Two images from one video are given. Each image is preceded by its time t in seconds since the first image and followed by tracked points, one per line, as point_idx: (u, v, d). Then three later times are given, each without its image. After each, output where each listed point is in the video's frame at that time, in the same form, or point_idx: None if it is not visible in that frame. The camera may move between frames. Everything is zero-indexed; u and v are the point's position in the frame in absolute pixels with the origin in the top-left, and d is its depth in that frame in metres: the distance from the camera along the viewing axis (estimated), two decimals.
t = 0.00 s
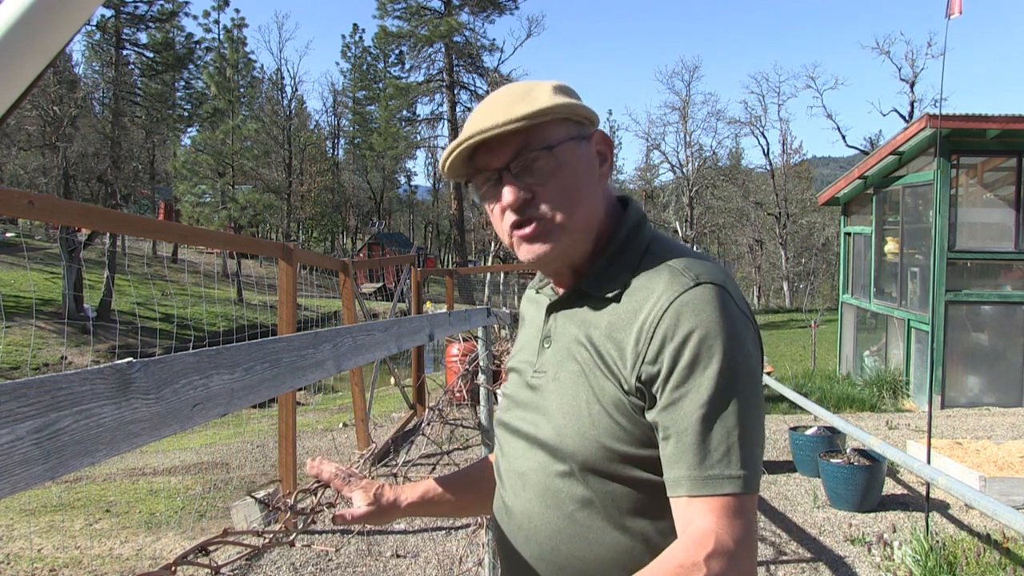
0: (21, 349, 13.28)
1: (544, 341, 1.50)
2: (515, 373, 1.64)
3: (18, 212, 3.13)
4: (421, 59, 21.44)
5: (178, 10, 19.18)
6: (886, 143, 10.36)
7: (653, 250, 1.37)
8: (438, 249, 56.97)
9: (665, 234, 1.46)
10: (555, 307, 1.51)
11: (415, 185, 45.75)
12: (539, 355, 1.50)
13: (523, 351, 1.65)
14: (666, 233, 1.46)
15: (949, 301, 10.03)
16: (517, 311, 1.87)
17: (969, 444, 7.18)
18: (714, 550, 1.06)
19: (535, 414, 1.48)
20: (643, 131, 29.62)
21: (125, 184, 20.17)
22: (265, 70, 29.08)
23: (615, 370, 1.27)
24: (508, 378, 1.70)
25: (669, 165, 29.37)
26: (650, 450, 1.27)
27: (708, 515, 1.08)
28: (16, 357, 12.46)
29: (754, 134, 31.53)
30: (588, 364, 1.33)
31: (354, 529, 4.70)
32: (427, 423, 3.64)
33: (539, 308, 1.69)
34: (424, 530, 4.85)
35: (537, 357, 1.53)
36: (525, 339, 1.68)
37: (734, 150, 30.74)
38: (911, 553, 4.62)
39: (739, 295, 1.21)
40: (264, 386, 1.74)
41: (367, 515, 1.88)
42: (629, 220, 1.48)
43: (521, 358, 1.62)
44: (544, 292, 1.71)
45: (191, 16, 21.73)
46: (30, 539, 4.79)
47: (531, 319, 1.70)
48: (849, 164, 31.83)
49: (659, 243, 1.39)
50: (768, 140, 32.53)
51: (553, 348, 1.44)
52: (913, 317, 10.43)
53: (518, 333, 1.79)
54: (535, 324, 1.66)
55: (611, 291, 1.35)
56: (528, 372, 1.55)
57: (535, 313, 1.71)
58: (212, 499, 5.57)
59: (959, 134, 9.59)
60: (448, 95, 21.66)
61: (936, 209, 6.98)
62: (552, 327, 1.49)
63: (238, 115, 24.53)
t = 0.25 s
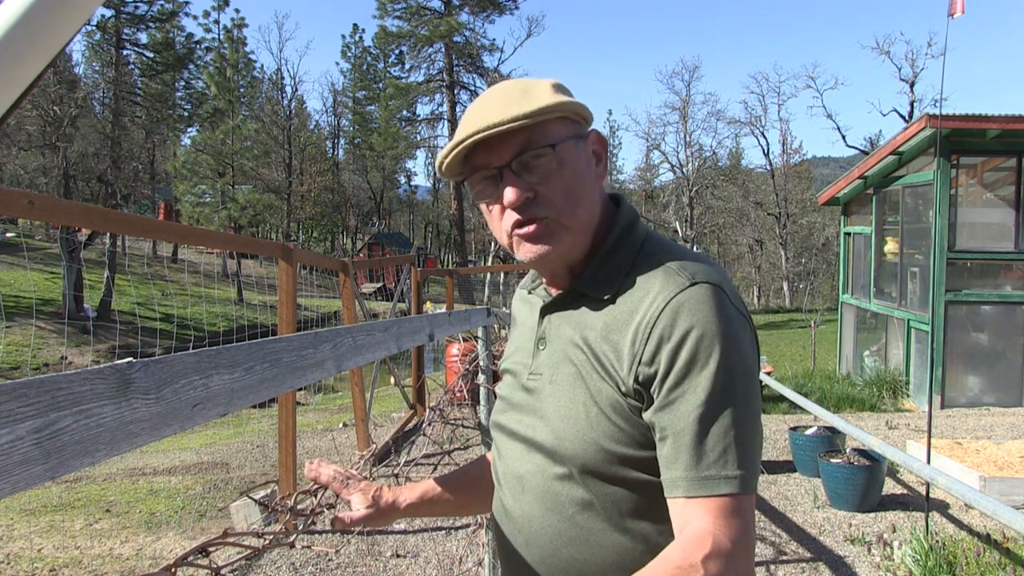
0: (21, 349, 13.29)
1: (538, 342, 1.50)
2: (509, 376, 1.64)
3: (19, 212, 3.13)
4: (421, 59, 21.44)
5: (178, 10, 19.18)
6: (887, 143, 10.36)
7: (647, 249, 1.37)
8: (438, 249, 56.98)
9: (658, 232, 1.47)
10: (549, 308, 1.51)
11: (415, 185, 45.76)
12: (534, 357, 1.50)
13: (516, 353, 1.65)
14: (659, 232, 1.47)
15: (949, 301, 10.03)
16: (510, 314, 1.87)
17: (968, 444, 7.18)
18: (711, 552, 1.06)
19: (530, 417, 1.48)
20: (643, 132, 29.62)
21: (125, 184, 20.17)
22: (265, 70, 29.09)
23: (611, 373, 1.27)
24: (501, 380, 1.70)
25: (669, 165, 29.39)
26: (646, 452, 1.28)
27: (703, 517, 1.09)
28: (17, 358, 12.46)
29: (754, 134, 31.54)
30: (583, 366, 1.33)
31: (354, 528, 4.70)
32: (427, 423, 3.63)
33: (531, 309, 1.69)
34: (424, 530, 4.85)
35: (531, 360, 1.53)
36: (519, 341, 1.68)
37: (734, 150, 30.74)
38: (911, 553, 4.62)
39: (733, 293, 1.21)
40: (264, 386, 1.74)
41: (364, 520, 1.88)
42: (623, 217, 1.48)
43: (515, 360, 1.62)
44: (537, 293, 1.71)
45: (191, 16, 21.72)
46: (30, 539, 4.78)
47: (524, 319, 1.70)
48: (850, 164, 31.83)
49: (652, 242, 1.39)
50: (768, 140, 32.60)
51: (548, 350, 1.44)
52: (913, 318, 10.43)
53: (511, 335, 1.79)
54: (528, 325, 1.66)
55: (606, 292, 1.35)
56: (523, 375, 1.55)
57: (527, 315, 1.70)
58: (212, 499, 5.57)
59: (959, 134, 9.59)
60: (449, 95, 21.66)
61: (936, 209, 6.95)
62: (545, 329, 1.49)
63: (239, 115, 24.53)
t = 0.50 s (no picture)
0: (21, 349, 13.29)
1: (536, 344, 1.50)
2: (508, 377, 1.64)
3: (18, 212, 3.13)
4: (421, 59, 21.43)
5: (178, 10, 19.17)
6: (886, 143, 10.36)
7: (643, 249, 1.37)
8: (438, 249, 56.99)
9: (655, 231, 1.47)
10: (547, 309, 1.51)
11: (415, 185, 45.78)
12: (533, 359, 1.50)
13: (514, 354, 1.65)
14: (656, 231, 1.47)
15: (949, 301, 10.03)
16: (508, 315, 1.87)
17: (968, 444, 7.18)
18: (710, 553, 1.07)
19: (529, 418, 1.49)
20: (643, 132, 29.59)
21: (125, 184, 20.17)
22: (265, 70, 29.09)
23: (608, 374, 1.28)
24: (501, 382, 1.70)
25: (669, 165, 29.39)
26: (646, 452, 1.28)
27: (703, 518, 1.09)
28: (17, 358, 12.46)
29: (754, 134, 31.56)
30: (582, 368, 1.33)
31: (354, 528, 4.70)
32: (427, 423, 3.63)
33: (529, 311, 1.69)
34: (424, 530, 4.85)
35: (530, 362, 1.53)
36: (517, 342, 1.68)
37: (734, 150, 30.74)
38: (911, 553, 4.62)
39: (730, 293, 1.22)
40: (264, 386, 1.74)
41: (367, 520, 1.88)
42: (619, 216, 1.48)
43: (514, 362, 1.62)
44: (536, 294, 1.70)
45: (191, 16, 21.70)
46: (31, 539, 4.79)
47: (523, 320, 1.70)
48: (850, 164, 31.82)
49: (648, 242, 1.39)
50: (768, 140, 32.60)
51: (547, 352, 1.45)
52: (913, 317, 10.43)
53: (509, 335, 1.80)
54: (526, 326, 1.66)
55: (603, 293, 1.35)
56: (522, 377, 1.55)
57: (525, 316, 1.70)
58: (212, 499, 5.57)
59: (959, 134, 9.59)
60: (449, 95, 21.65)
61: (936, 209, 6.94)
62: (543, 330, 1.49)
63: (239, 115, 24.52)
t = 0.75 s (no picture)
0: (21, 349, 13.29)
1: (540, 343, 1.50)
2: (512, 376, 1.64)
3: (18, 212, 3.13)
4: (421, 59, 21.43)
5: (178, 10, 19.16)
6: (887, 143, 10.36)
7: (648, 248, 1.36)
8: (438, 249, 57.00)
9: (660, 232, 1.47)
10: (550, 309, 1.51)
11: (415, 185, 45.79)
12: (536, 357, 1.50)
13: (518, 353, 1.65)
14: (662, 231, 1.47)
15: (949, 301, 10.02)
16: (511, 315, 1.87)
17: (969, 444, 7.18)
18: (711, 552, 1.06)
19: (532, 416, 1.49)
20: (643, 132, 29.57)
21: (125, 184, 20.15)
22: (265, 70, 29.09)
23: (612, 373, 1.27)
24: (504, 381, 1.69)
25: (669, 165, 29.40)
26: (648, 452, 1.28)
27: (705, 517, 1.09)
28: (16, 358, 12.46)
29: (754, 134, 31.57)
30: (585, 367, 1.33)
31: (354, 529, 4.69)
32: (427, 423, 3.63)
33: (534, 311, 1.69)
34: (424, 530, 4.85)
35: (533, 360, 1.53)
36: (522, 341, 1.68)
37: (734, 150, 30.73)
38: (911, 554, 4.62)
39: (734, 293, 1.21)
40: (264, 386, 1.74)
41: (369, 520, 1.87)
42: (625, 216, 1.48)
43: (518, 361, 1.62)
44: (540, 293, 1.70)
45: (191, 16, 21.69)
46: (31, 539, 4.78)
47: (527, 320, 1.70)
48: (850, 164, 31.82)
49: (653, 241, 1.39)
50: (768, 140, 32.60)
51: (550, 350, 1.45)
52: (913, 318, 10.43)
53: (513, 334, 1.79)
54: (530, 325, 1.66)
55: (607, 293, 1.35)
56: (525, 376, 1.55)
57: (529, 315, 1.70)
58: (212, 500, 5.57)
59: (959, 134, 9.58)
60: (449, 95, 21.66)
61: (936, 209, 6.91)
62: (547, 329, 1.49)
63: (239, 115, 24.52)
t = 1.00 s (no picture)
0: (21, 349, 13.29)
1: (547, 341, 1.50)
2: (518, 374, 1.64)
3: (18, 212, 3.13)
4: (421, 59, 21.45)
5: (178, 10, 19.16)
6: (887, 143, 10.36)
7: (657, 250, 1.37)
8: (438, 249, 57.01)
9: (670, 233, 1.46)
10: (558, 307, 1.51)
11: (415, 185, 45.80)
12: (544, 356, 1.50)
13: (525, 351, 1.65)
14: (671, 233, 1.46)
15: (949, 301, 10.02)
16: (518, 313, 1.87)
17: (969, 444, 7.18)
18: (717, 549, 1.07)
19: (538, 415, 1.49)
20: (643, 132, 29.58)
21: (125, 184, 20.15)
22: (265, 70, 29.09)
23: (619, 374, 1.27)
24: (510, 379, 1.69)
25: (669, 165, 29.41)
26: (655, 452, 1.28)
27: (712, 515, 1.09)
28: (16, 358, 12.45)
29: (754, 134, 31.58)
30: (593, 367, 1.33)
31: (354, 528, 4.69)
32: (427, 423, 3.62)
33: (541, 310, 1.68)
34: (425, 530, 4.85)
35: (540, 359, 1.53)
36: (529, 339, 1.68)
37: (734, 150, 30.74)
38: (911, 553, 4.62)
39: (744, 296, 1.21)
40: (264, 386, 1.74)
41: (373, 511, 1.85)
42: (634, 218, 1.47)
43: (525, 359, 1.62)
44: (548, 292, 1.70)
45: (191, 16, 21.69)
46: (30, 539, 4.78)
47: (535, 318, 1.70)
48: (850, 164, 31.83)
49: (662, 243, 1.39)
50: (768, 140, 32.61)
51: (557, 350, 1.45)
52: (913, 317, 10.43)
53: (520, 332, 1.79)
54: (538, 323, 1.66)
55: (614, 293, 1.35)
56: (532, 374, 1.55)
57: (537, 314, 1.70)
58: (212, 500, 5.57)
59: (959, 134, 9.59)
60: (448, 95, 21.67)
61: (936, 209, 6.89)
62: (555, 328, 1.49)
63: (239, 115, 24.52)
